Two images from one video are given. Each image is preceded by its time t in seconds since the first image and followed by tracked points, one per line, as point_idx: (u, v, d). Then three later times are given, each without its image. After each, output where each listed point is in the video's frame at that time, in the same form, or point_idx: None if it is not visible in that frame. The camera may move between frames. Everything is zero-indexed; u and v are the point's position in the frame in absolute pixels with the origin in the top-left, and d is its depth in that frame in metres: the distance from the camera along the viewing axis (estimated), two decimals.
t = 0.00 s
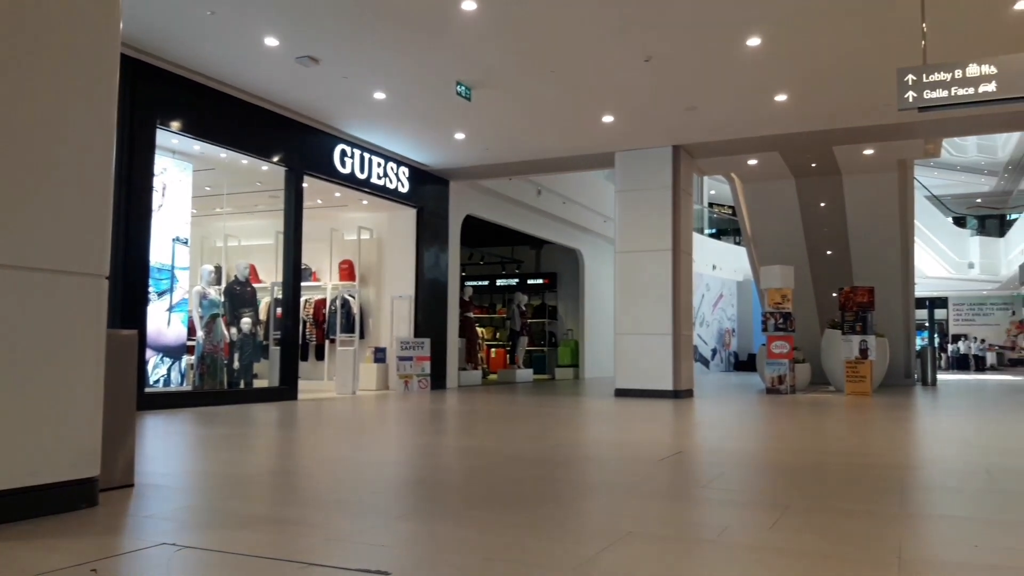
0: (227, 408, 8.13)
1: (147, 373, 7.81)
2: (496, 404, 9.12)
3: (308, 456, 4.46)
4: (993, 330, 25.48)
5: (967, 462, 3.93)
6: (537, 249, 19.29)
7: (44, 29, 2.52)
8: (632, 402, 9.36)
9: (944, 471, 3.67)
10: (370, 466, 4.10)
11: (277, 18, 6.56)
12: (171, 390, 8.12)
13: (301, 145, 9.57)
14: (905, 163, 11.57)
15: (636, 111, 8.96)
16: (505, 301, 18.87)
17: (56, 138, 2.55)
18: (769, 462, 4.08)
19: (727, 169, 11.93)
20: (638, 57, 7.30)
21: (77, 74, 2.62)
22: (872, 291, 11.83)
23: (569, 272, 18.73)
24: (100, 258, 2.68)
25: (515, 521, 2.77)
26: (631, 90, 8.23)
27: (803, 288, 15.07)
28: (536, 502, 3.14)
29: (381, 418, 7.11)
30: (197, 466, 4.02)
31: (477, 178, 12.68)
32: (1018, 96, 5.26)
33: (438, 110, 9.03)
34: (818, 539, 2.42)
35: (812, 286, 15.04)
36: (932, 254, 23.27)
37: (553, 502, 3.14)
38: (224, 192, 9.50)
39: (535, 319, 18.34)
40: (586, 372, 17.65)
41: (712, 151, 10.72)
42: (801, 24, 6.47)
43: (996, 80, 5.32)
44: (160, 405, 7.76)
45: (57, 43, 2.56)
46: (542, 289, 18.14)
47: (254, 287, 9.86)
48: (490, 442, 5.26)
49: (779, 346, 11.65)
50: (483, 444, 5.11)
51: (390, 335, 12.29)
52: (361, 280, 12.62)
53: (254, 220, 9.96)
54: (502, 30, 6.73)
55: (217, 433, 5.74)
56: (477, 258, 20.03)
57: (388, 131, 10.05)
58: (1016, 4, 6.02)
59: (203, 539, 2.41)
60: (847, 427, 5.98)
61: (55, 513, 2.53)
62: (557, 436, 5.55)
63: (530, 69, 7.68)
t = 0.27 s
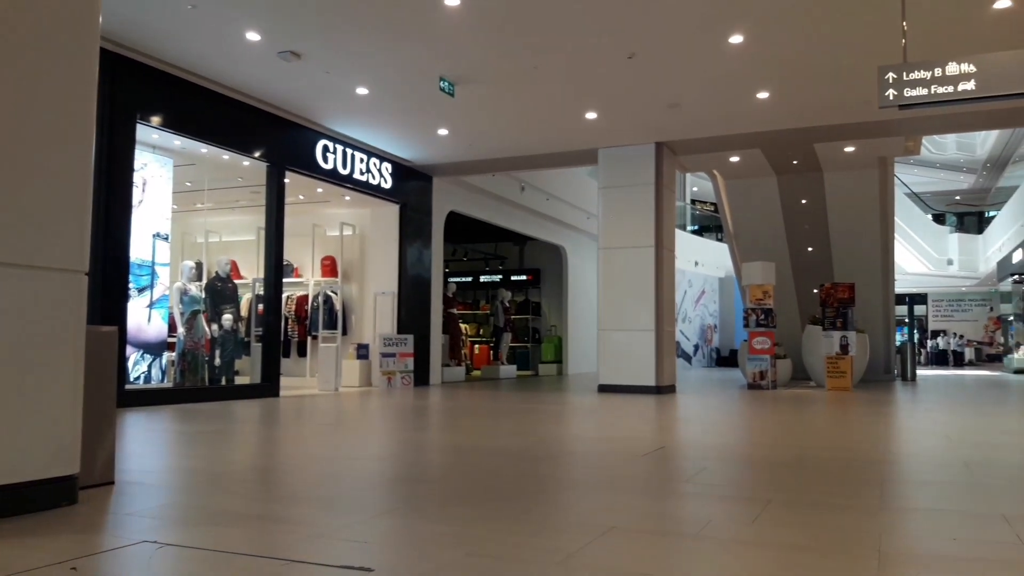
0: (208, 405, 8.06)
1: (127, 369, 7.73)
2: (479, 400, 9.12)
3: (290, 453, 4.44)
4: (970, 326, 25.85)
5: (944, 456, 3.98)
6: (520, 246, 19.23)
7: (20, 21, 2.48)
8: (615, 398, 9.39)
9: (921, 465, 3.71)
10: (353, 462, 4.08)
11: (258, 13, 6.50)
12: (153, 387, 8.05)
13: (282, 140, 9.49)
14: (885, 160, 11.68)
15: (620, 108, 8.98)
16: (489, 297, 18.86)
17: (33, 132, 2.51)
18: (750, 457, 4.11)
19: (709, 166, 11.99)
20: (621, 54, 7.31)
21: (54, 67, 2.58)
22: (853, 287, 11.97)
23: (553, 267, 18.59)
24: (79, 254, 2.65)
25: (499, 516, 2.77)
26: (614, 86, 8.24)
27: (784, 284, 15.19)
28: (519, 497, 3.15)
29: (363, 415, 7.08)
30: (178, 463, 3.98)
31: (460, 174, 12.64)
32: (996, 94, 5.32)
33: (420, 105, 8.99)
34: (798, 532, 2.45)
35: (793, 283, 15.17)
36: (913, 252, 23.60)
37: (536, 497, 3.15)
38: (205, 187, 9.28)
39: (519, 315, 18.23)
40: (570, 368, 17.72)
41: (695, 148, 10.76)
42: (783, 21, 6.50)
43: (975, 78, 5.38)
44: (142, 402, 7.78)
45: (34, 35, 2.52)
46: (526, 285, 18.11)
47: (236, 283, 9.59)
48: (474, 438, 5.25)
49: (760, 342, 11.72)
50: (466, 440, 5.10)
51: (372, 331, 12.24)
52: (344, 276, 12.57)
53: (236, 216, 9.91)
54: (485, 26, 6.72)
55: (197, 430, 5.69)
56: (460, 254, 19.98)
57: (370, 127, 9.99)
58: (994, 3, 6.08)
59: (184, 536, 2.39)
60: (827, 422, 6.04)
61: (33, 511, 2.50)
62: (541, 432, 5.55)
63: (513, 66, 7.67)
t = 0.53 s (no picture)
0: (196, 402, 8.01)
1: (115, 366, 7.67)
2: (469, 397, 9.11)
3: (279, 450, 4.41)
4: (958, 322, 26.07)
5: (932, 452, 4.01)
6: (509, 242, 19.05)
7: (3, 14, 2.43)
8: (605, 394, 9.40)
9: (910, 460, 3.73)
10: (343, 459, 4.06)
11: (246, 8, 6.46)
12: (141, 384, 7.94)
13: (270, 136, 9.42)
14: (873, 157, 11.73)
15: (610, 104, 8.97)
16: (478, 293, 18.96)
17: (17, 128, 2.47)
18: (739, 452, 4.13)
19: (698, 163, 12.01)
20: (611, 50, 7.30)
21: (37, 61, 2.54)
22: (841, 283, 12.06)
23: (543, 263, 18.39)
24: (66, 250, 2.62)
25: (489, 513, 2.76)
26: (605, 82, 8.23)
27: (773, 280, 15.25)
28: (508, 493, 3.14)
29: (353, 412, 7.05)
30: (166, 461, 3.96)
31: (450, 170, 12.60)
32: (984, 91, 5.34)
33: (409, 101, 8.95)
34: (788, 528, 2.45)
35: (782, 279, 15.23)
36: (901, 248, 23.97)
37: (526, 493, 3.14)
38: (193, 183, 9.31)
39: (508, 311, 18.31)
40: (560, 364, 17.72)
41: (684, 144, 10.78)
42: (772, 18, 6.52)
43: (963, 75, 5.40)
44: (130, 400, 7.67)
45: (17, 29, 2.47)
46: (516, 282, 17.95)
47: (224, 280, 9.59)
48: (463, 434, 5.25)
49: (750, 338, 11.84)
50: (456, 437, 5.09)
51: (362, 328, 12.20)
52: (333, 273, 12.52)
53: (224, 212, 9.82)
54: (475, 21, 6.69)
55: (186, 427, 5.66)
56: (450, 251, 19.98)
57: (359, 122, 9.94)
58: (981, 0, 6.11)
59: (173, 533, 2.38)
60: (816, 417, 6.07)
61: (20, 509, 2.48)
62: (530, 428, 5.55)
63: (503, 62, 7.65)
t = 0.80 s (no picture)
0: (186, 399, 7.97)
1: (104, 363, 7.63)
2: (459, 393, 9.10)
3: (268, 447, 4.39)
4: (946, 319, 26.28)
5: (919, 447, 4.04)
6: (500, 238, 19.13)
7: None
8: (595, 390, 9.42)
9: (897, 456, 3.76)
10: (332, 456, 4.05)
11: (235, 2, 6.41)
12: (130, 380, 7.88)
13: (260, 131, 9.36)
14: (862, 154, 11.78)
15: (600, 100, 8.97)
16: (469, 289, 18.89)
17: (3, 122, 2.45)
18: (728, 448, 4.14)
19: (689, 159, 12.03)
20: (602, 46, 7.30)
21: (24, 54, 2.51)
22: (831, 281, 12.07)
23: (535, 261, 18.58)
24: (51, 246, 2.59)
25: (480, 509, 2.76)
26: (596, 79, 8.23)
27: (763, 277, 15.31)
28: (498, 490, 3.14)
29: (343, 408, 7.04)
30: (155, 457, 3.93)
31: (440, 167, 12.57)
32: (972, 88, 5.36)
33: (399, 96, 8.92)
34: (778, 524, 2.46)
35: (771, 276, 15.29)
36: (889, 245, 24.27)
37: (516, 489, 3.14)
38: (182, 178, 9.11)
39: (499, 308, 18.13)
40: (549, 360, 17.79)
41: (675, 141, 10.79)
42: (763, 15, 6.53)
43: (951, 72, 5.42)
44: (120, 395, 7.64)
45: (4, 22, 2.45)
46: (507, 279, 18.06)
47: (214, 276, 9.52)
48: (454, 430, 5.24)
49: (739, 335, 11.87)
50: (446, 433, 5.09)
51: (352, 324, 12.17)
52: (323, 269, 12.48)
53: (213, 207, 9.57)
54: (466, 17, 6.66)
55: (175, 424, 5.63)
56: (440, 247, 19.94)
57: (349, 118, 9.90)
58: None
59: (162, 530, 2.36)
60: (805, 413, 6.10)
61: (8, 506, 2.46)
62: (520, 424, 5.56)
63: (493, 58, 7.64)
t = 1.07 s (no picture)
0: (174, 399, 7.92)
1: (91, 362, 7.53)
2: (450, 392, 9.10)
3: (257, 446, 4.37)
4: (934, 317, 26.50)
5: (908, 445, 4.07)
6: (490, 237, 19.10)
7: None
8: (585, 389, 9.44)
9: (887, 454, 3.79)
10: (322, 456, 4.04)
11: None
12: (117, 381, 7.80)
13: (248, 130, 9.31)
14: (851, 152, 11.84)
15: (590, 99, 8.98)
16: (460, 289, 18.82)
17: None
18: (717, 446, 4.16)
19: (678, 159, 12.08)
20: (592, 45, 7.30)
21: (10, 52, 2.48)
22: (819, 279, 12.16)
23: (524, 260, 18.61)
24: (40, 244, 2.58)
25: (471, 508, 2.76)
26: (585, 77, 8.23)
27: (752, 275, 15.38)
28: (488, 489, 3.14)
29: (333, 407, 7.02)
30: (144, 457, 3.90)
31: (430, 165, 12.55)
32: (959, 88, 5.41)
33: (389, 95, 8.89)
34: (768, 522, 2.47)
35: (760, 275, 15.36)
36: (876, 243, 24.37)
37: (505, 488, 3.15)
38: (171, 177, 9.08)
39: (489, 307, 18.20)
40: (540, 359, 17.80)
41: (664, 140, 10.82)
42: (752, 15, 6.55)
43: (938, 72, 5.46)
44: (106, 396, 7.55)
45: None
46: (496, 277, 18.09)
47: (202, 275, 9.48)
48: (444, 429, 5.23)
49: (728, 333, 11.89)
50: (436, 432, 5.08)
51: (342, 323, 12.13)
52: (312, 268, 12.44)
53: (202, 207, 9.53)
54: (456, 15, 6.65)
55: (164, 423, 5.60)
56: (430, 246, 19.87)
57: (338, 117, 9.87)
58: None
59: (151, 530, 2.35)
60: (794, 411, 6.14)
61: None
62: (510, 423, 5.56)
63: (483, 56, 7.63)
